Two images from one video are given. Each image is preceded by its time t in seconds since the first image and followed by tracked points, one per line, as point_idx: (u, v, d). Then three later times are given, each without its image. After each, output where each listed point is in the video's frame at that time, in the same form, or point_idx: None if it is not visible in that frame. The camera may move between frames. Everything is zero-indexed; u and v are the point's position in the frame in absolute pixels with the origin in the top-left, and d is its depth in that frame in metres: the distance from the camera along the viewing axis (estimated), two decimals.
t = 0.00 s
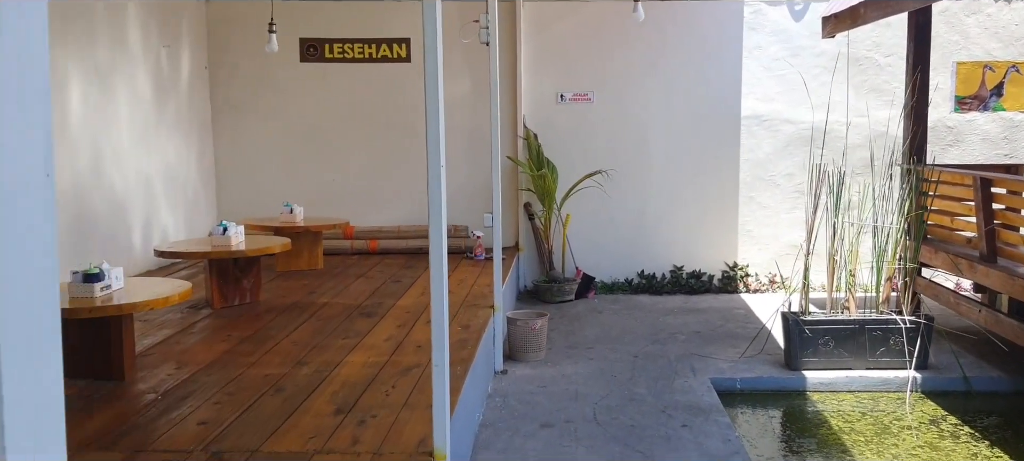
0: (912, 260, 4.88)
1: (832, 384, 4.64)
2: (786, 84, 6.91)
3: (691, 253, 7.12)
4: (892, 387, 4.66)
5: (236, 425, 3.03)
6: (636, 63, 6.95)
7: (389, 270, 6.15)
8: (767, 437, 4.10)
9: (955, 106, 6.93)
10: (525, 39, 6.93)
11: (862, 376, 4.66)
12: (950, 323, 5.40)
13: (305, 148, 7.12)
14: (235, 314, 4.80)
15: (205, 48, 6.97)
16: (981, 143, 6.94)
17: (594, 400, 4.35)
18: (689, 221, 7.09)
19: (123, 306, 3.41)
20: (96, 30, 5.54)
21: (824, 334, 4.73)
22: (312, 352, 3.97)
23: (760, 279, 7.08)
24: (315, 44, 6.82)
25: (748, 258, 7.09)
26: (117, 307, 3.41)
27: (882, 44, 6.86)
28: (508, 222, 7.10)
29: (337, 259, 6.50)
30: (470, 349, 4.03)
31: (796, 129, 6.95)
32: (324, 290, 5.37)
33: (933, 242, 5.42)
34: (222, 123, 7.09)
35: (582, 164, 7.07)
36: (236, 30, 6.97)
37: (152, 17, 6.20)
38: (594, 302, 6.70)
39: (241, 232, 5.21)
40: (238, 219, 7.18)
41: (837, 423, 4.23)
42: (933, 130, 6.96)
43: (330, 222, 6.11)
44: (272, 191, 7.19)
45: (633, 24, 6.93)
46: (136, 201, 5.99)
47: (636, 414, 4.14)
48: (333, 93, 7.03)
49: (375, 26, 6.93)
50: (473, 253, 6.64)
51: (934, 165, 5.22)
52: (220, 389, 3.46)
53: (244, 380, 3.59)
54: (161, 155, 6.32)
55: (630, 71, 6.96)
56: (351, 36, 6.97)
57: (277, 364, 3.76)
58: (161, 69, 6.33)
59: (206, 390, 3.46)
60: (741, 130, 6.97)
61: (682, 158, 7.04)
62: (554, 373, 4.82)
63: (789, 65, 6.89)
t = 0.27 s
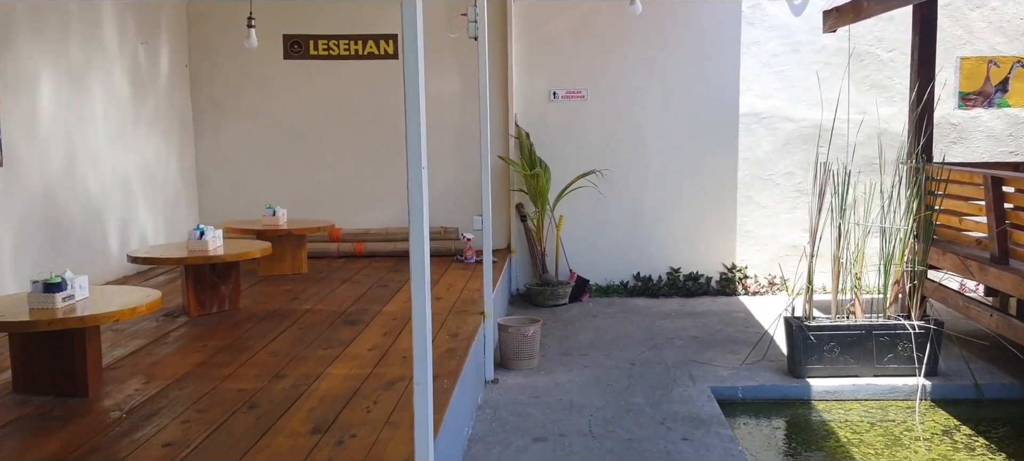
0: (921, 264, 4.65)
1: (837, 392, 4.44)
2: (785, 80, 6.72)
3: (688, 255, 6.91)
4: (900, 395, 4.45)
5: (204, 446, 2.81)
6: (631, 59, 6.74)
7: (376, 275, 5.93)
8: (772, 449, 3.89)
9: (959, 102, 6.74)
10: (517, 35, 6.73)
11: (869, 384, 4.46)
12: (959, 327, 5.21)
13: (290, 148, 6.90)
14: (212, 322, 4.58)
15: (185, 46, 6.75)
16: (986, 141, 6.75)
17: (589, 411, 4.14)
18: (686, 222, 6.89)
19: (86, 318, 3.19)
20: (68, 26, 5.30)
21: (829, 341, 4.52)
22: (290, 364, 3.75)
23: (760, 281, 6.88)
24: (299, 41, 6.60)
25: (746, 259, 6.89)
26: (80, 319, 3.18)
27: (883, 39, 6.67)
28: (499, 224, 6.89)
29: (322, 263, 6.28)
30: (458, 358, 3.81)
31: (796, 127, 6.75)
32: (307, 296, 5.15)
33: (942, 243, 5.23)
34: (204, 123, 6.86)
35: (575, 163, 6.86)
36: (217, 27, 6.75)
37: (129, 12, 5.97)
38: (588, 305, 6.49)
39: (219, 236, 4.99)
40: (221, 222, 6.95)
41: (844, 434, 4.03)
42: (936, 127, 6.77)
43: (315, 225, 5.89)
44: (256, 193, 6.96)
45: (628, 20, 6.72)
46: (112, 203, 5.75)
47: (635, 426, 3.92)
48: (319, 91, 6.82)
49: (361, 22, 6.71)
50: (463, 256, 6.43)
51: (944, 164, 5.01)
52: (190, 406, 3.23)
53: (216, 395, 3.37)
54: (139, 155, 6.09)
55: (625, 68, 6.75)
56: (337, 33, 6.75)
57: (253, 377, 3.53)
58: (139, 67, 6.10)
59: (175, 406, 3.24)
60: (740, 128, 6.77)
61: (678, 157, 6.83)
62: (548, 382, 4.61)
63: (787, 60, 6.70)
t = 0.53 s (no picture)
0: (936, 273, 4.42)
1: (849, 409, 4.22)
2: (791, 80, 6.49)
3: (690, 260, 6.69)
4: (916, 412, 4.23)
5: None
6: (632, 58, 6.52)
7: (366, 282, 5.71)
8: None
9: (970, 103, 6.52)
10: (513, 33, 6.50)
11: (882, 400, 4.24)
12: (974, 338, 4.99)
13: (279, 149, 6.68)
14: (192, 334, 4.35)
15: (170, 44, 6.52)
16: (998, 143, 6.54)
17: (588, 430, 3.92)
18: (688, 226, 6.66)
19: (46, 336, 2.95)
20: (43, 22, 5.06)
21: (840, 354, 4.30)
22: (270, 383, 3.52)
23: (764, 287, 6.66)
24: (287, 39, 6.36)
25: (750, 265, 6.67)
26: (39, 337, 2.95)
27: (892, 38, 6.45)
28: (494, 229, 6.66)
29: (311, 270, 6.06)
30: (449, 375, 3.59)
31: (801, 128, 6.53)
32: (293, 306, 4.92)
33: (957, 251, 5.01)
34: (189, 123, 6.63)
35: (574, 166, 6.64)
36: (203, 25, 6.53)
37: (109, 9, 5.74)
38: (587, 313, 6.27)
39: (200, 242, 4.76)
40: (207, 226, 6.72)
41: (859, 454, 3.81)
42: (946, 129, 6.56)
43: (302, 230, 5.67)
44: (244, 195, 6.74)
45: (628, 18, 6.50)
46: (91, 208, 5.52)
47: (637, 447, 3.70)
48: (308, 91, 6.60)
49: (352, 19, 6.48)
50: (457, 262, 6.20)
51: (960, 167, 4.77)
52: (158, 430, 3.01)
53: (188, 417, 3.14)
54: (121, 158, 5.86)
55: (625, 67, 6.53)
56: (327, 31, 6.53)
57: (229, 398, 3.30)
58: (120, 66, 5.86)
59: (142, 430, 3.01)
60: (743, 129, 6.55)
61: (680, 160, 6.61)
62: (544, 397, 4.38)
63: (793, 59, 6.48)
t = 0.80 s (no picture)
0: (956, 286, 4.20)
1: (864, 429, 3.99)
2: (798, 81, 6.27)
3: (693, 267, 6.47)
4: (934, 432, 4.02)
5: None
6: (633, 58, 6.29)
7: (356, 290, 5.47)
8: None
9: (982, 106, 6.30)
10: (510, 32, 6.27)
11: (898, 418, 4.02)
12: (992, 352, 4.77)
13: (268, 151, 6.45)
14: (170, 347, 4.11)
15: (154, 41, 6.28)
16: (1010, 147, 6.32)
17: (589, 451, 3.69)
18: (690, 232, 6.44)
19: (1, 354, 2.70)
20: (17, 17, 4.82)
21: (854, 371, 4.08)
22: (249, 403, 3.29)
23: (768, 295, 6.44)
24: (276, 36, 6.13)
25: (755, 271, 6.45)
26: None
27: (903, 38, 6.23)
28: (490, 234, 6.44)
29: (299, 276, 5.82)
30: (441, 395, 3.36)
31: (809, 131, 6.31)
32: (279, 316, 4.68)
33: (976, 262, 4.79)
34: (174, 123, 6.39)
35: (573, 169, 6.41)
36: (189, 21, 6.29)
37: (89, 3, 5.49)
38: (586, 322, 6.04)
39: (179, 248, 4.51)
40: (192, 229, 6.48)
41: None
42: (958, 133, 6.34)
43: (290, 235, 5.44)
44: (231, 198, 6.50)
45: (630, 15, 6.27)
46: (69, 211, 5.27)
47: None
48: (298, 90, 6.37)
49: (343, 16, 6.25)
50: (451, 268, 5.97)
51: (978, 172, 4.55)
52: (124, 457, 2.76)
53: (157, 442, 2.89)
54: (101, 159, 5.61)
55: (626, 67, 6.30)
56: (318, 27, 6.30)
57: (203, 422, 3.06)
58: (100, 63, 5.61)
59: (106, 458, 2.77)
60: (748, 132, 6.32)
61: (682, 163, 6.38)
62: (542, 414, 4.16)
63: (800, 59, 6.26)
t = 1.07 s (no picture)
0: (975, 299, 3.95)
1: (879, 451, 3.76)
2: (801, 83, 6.06)
3: (692, 276, 6.24)
4: (953, 454, 3.80)
5: None
6: (631, 59, 6.07)
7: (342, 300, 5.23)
8: None
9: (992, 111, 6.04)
10: (504, 31, 6.05)
11: (915, 440, 3.79)
12: (1010, 368, 4.55)
13: (252, 154, 6.20)
14: (140, 363, 3.86)
15: (133, 39, 6.04)
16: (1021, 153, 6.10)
17: None
18: (690, 239, 6.22)
19: None
20: None
21: (868, 389, 3.85)
22: (222, 427, 3.04)
23: (770, 305, 6.22)
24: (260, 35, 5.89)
25: (757, 281, 6.22)
26: None
27: (909, 39, 6.02)
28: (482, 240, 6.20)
29: (282, 285, 5.57)
30: (429, 418, 3.11)
31: (812, 135, 6.10)
32: (259, 329, 4.44)
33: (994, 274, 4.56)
34: (153, 125, 6.14)
35: (568, 174, 6.18)
36: (169, 18, 6.05)
37: None
38: (582, 333, 5.80)
39: (151, 255, 4.28)
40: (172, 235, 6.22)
41: None
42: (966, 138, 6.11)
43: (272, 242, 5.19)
44: (213, 203, 6.25)
45: (627, 15, 6.05)
46: (40, 216, 5.01)
47: None
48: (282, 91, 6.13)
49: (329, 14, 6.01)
50: (442, 277, 5.73)
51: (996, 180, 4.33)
52: None
53: None
54: (75, 161, 5.35)
55: (623, 68, 6.08)
56: (303, 26, 6.05)
57: (169, 449, 2.81)
58: (74, 61, 5.35)
59: None
60: (750, 136, 6.10)
61: (682, 168, 6.16)
62: (538, 435, 3.92)
63: (804, 61, 6.05)
